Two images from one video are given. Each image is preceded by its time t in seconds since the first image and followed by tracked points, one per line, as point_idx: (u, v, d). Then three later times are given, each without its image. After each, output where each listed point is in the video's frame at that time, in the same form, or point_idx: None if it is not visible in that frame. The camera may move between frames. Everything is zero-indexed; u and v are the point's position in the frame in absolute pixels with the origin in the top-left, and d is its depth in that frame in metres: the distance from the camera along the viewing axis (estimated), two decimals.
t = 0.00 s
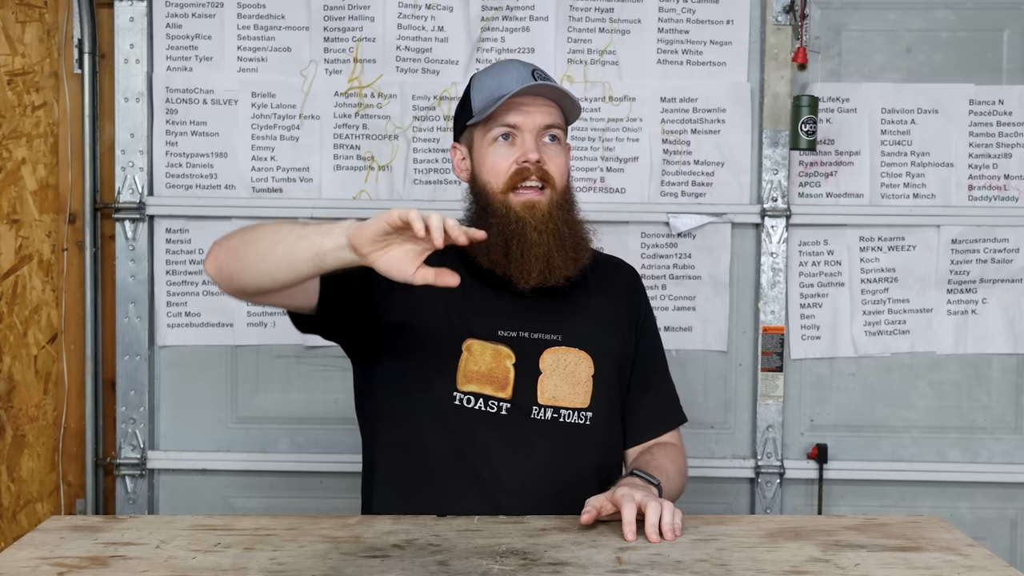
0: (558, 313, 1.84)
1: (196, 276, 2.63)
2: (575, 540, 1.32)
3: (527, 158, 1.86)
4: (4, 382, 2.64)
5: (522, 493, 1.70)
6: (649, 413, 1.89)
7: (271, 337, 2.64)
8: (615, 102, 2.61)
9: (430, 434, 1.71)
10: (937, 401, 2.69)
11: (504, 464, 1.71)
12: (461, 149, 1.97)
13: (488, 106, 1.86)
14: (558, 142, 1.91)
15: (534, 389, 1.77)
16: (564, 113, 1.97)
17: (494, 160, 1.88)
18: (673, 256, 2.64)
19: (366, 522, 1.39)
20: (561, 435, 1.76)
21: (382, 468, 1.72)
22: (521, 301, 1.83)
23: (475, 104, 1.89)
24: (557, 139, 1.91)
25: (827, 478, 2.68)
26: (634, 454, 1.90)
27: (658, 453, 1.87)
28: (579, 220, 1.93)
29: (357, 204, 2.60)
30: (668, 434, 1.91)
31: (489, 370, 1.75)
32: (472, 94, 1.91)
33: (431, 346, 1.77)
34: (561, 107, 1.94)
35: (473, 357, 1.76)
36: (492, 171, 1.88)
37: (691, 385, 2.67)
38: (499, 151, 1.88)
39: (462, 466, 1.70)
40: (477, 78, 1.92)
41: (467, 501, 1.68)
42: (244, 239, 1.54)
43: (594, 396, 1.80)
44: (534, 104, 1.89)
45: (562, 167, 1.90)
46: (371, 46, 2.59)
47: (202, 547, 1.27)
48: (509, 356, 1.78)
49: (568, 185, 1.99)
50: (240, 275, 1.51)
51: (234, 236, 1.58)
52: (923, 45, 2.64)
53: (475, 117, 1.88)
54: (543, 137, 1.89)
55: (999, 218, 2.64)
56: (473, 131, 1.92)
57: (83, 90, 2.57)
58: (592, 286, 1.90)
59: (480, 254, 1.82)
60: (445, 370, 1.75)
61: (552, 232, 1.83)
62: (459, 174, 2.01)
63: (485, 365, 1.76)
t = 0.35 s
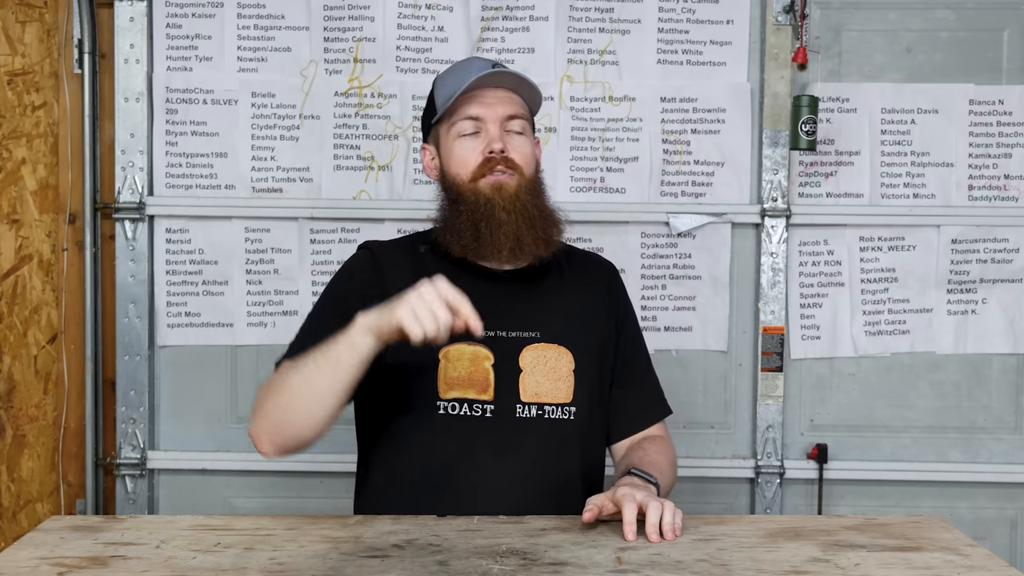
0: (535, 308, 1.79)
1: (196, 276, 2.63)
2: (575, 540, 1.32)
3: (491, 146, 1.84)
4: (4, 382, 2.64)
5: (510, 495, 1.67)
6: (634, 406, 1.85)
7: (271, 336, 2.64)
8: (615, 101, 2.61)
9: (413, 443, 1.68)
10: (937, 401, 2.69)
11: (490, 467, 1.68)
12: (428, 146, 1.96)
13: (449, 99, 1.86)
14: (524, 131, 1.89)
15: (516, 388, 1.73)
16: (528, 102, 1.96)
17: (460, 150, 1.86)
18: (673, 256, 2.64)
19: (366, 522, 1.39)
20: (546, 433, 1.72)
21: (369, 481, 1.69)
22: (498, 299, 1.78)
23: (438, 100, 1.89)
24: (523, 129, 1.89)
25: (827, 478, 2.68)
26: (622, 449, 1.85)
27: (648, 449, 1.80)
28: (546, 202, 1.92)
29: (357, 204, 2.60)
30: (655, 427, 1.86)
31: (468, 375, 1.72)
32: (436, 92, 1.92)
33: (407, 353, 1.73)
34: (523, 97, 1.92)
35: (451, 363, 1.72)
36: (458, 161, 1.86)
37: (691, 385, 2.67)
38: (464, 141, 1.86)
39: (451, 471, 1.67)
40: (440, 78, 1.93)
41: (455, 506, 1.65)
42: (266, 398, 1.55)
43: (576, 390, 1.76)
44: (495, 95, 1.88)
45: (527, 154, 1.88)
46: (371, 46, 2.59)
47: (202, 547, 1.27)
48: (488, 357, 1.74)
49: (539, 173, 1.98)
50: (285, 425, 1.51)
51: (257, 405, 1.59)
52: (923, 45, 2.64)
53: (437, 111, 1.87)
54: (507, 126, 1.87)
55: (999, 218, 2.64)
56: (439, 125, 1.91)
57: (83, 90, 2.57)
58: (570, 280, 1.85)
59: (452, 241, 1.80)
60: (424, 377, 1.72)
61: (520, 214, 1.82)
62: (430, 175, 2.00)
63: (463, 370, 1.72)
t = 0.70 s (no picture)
0: (522, 305, 1.79)
1: (196, 276, 2.63)
2: (575, 540, 1.32)
3: (467, 145, 1.84)
4: (4, 382, 2.64)
5: (502, 493, 1.68)
6: (623, 403, 1.83)
7: (270, 336, 2.64)
8: (615, 101, 2.61)
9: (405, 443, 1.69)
10: (937, 401, 2.69)
11: (482, 465, 1.69)
12: (405, 154, 1.96)
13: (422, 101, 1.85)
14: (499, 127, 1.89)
15: (504, 386, 1.73)
16: (499, 97, 1.95)
17: (436, 153, 1.86)
18: (673, 256, 2.64)
19: (366, 522, 1.39)
20: (535, 429, 1.72)
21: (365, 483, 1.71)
22: (484, 299, 1.78)
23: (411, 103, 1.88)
24: (498, 126, 1.89)
25: (827, 478, 2.68)
26: (615, 445, 1.82)
27: (642, 444, 1.77)
28: (526, 198, 1.92)
29: (357, 204, 2.60)
30: (647, 423, 1.84)
31: (458, 374, 1.71)
32: (408, 96, 1.91)
33: (395, 354, 1.72)
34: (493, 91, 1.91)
35: (440, 364, 1.71)
36: (437, 163, 1.86)
37: (691, 385, 2.67)
38: (439, 143, 1.86)
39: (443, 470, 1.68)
40: (410, 83, 1.93)
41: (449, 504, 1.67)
42: (299, 452, 1.52)
43: (565, 386, 1.76)
44: (467, 93, 1.87)
45: (504, 150, 1.88)
46: (371, 46, 2.59)
47: (201, 547, 1.27)
48: (476, 356, 1.73)
49: (517, 170, 1.98)
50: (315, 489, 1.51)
51: (289, 442, 1.56)
52: (923, 45, 2.64)
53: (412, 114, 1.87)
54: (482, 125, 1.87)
55: (999, 218, 2.64)
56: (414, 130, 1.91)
57: (83, 90, 2.57)
58: (556, 278, 1.84)
59: (436, 241, 1.80)
60: (412, 378, 1.71)
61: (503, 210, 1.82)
62: (409, 180, 2.00)
63: (452, 370, 1.71)
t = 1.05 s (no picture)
0: (518, 305, 1.79)
1: (196, 276, 2.63)
2: (575, 540, 1.32)
3: (463, 150, 1.85)
4: (4, 382, 2.64)
5: (498, 492, 1.68)
6: (620, 402, 1.82)
7: (270, 336, 2.64)
8: (615, 101, 2.61)
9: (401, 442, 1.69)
10: (937, 401, 2.69)
11: (478, 465, 1.68)
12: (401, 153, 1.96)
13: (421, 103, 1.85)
14: (496, 132, 1.89)
15: (501, 385, 1.73)
16: (496, 99, 1.95)
17: (432, 156, 1.86)
18: (673, 256, 2.64)
19: (366, 522, 1.39)
20: (532, 429, 1.72)
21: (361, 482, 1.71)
22: (480, 299, 1.78)
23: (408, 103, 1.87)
24: (494, 130, 1.89)
25: (827, 478, 2.68)
26: (611, 444, 1.82)
27: (639, 444, 1.76)
28: (523, 204, 1.93)
29: (357, 204, 2.60)
30: (643, 422, 1.84)
31: (454, 374, 1.71)
32: (405, 96, 1.90)
33: (391, 354, 1.72)
34: (491, 93, 1.91)
35: (436, 363, 1.71)
36: (432, 167, 1.87)
37: (691, 385, 2.67)
38: (436, 147, 1.86)
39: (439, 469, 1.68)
40: (405, 82, 1.91)
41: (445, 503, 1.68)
42: (307, 452, 1.52)
43: (561, 385, 1.75)
44: (466, 96, 1.87)
45: (501, 155, 1.88)
46: (371, 46, 2.59)
47: (201, 547, 1.27)
48: (472, 355, 1.73)
49: (514, 170, 1.98)
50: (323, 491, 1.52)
51: (296, 444, 1.56)
52: (923, 45, 2.64)
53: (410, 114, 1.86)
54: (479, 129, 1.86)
55: (999, 218, 2.64)
56: (410, 131, 1.91)
57: (83, 90, 2.57)
58: (552, 278, 1.84)
59: (429, 246, 1.81)
60: (408, 378, 1.71)
61: (496, 221, 1.84)
62: (403, 179, 2.01)
63: (449, 369, 1.71)
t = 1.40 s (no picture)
0: (519, 306, 1.79)
1: (196, 276, 2.63)
2: (575, 540, 1.32)
3: (471, 149, 1.85)
4: (4, 382, 2.64)
5: (499, 493, 1.68)
6: (620, 402, 1.83)
7: (270, 336, 2.64)
8: (615, 101, 2.61)
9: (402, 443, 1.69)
10: (937, 401, 2.69)
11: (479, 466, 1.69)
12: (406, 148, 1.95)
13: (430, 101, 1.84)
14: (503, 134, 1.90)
15: (501, 386, 1.73)
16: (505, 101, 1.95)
17: (439, 154, 1.86)
18: (673, 256, 2.64)
19: (366, 522, 1.39)
20: (532, 430, 1.72)
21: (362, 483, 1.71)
22: (481, 300, 1.78)
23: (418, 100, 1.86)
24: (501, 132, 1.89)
25: (827, 478, 2.68)
26: (611, 443, 1.82)
27: (639, 444, 1.77)
28: (527, 207, 1.94)
29: (357, 204, 2.60)
30: (643, 422, 1.84)
31: (454, 375, 1.71)
32: (414, 91, 1.89)
33: (391, 355, 1.72)
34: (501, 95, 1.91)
35: (436, 364, 1.71)
36: (439, 164, 1.87)
37: (690, 385, 2.67)
38: (443, 145, 1.86)
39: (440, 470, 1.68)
40: (415, 74, 1.90)
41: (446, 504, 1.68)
42: (308, 451, 1.51)
43: (562, 386, 1.76)
44: (476, 97, 1.87)
45: (507, 157, 1.89)
46: (371, 46, 2.59)
47: (201, 547, 1.27)
48: (473, 356, 1.73)
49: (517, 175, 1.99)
50: (325, 487, 1.51)
51: (297, 444, 1.56)
52: (923, 45, 2.64)
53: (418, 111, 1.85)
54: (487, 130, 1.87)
55: (999, 218, 2.64)
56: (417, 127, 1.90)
57: (83, 91, 2.57)
58: (552, 279, 1.84)
59: (432, 245, 1.81)
60: (409, 378, 1.70)
61: (501, 223, 1.84)
62: (405, 174, 2.00)
63: (449, 370, 1.71)
